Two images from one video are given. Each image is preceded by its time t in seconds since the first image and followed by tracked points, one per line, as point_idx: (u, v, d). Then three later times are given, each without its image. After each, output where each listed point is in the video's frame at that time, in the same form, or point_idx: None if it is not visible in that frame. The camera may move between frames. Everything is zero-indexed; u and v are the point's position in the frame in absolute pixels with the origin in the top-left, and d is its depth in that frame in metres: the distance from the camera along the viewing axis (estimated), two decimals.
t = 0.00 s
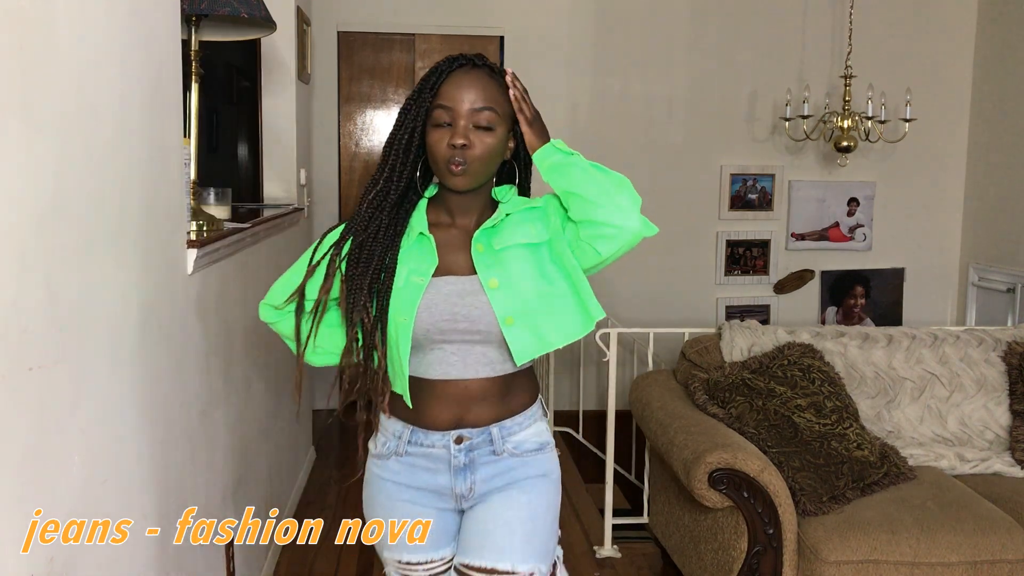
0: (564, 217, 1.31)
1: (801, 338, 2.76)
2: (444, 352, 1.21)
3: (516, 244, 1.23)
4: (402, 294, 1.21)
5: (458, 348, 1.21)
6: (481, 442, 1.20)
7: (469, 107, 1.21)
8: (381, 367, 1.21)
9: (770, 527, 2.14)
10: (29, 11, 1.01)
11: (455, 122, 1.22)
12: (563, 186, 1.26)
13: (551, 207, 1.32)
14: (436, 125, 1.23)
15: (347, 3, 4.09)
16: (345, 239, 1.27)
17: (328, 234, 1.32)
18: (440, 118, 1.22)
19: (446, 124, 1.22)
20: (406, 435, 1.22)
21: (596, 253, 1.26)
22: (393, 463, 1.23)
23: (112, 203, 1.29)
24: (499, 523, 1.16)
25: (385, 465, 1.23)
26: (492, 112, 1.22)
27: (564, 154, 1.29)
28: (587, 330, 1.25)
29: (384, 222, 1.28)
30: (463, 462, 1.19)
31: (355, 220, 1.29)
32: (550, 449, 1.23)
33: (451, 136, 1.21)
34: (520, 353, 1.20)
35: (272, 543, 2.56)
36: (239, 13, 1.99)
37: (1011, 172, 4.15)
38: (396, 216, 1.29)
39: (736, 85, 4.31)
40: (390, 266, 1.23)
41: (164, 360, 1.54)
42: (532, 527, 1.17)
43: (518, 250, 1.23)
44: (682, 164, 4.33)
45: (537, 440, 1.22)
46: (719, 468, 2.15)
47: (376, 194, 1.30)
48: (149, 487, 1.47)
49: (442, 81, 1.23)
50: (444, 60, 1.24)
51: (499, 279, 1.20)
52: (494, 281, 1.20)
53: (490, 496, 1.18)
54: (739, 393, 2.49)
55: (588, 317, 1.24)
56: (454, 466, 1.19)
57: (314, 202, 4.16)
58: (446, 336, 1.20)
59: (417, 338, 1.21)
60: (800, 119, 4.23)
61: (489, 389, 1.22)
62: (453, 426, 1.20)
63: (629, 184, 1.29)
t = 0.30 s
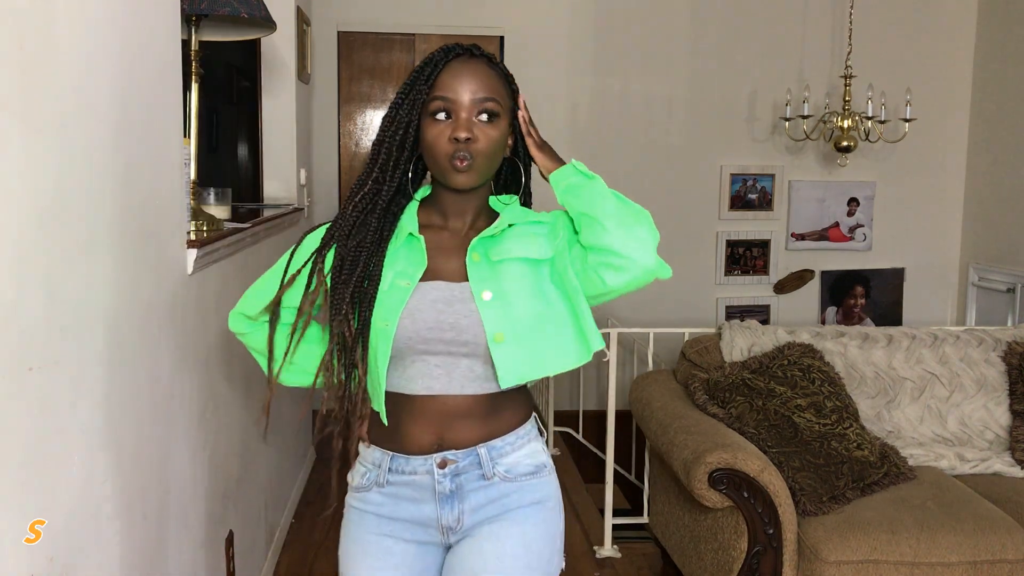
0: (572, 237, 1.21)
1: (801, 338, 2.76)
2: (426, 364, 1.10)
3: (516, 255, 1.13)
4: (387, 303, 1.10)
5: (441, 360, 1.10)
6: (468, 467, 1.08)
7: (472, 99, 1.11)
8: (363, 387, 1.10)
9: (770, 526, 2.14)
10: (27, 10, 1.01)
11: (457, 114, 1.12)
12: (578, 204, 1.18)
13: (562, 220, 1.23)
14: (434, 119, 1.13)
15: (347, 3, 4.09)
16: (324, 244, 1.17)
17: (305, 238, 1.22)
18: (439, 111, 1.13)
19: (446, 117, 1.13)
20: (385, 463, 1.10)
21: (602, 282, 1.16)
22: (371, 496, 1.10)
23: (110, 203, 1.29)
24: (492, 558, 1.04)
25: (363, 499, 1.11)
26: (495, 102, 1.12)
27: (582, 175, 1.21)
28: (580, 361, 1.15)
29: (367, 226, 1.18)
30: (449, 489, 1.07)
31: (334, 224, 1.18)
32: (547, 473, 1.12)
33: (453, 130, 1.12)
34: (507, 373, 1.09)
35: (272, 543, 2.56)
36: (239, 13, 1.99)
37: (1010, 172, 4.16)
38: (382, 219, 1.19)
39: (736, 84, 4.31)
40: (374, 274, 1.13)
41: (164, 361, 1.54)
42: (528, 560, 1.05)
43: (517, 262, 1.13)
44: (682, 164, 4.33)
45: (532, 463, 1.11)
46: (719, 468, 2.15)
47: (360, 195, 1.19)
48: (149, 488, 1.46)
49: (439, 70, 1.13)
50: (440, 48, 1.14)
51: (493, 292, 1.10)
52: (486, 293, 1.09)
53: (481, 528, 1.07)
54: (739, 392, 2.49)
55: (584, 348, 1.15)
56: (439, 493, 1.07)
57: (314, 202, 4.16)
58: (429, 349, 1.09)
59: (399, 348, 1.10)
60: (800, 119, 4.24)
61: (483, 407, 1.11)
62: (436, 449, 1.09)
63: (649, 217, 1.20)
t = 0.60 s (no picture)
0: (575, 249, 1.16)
1: (801, 338, 2.77)
2: (432, 373, 1.06)
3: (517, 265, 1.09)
4: (389, 309, 1.06)
5: (451, 369, 1.06)
6: (477, 473, 1.07)
7: (467, 84, 1.05)
8: (362, 398, 1.05)
9: (770, 527, 2.14)
10: (27, 10, 1.01)
11: (451, 101, 1.06)
12: (582, 225, 1.10)
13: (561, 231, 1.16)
14: (427, 107, 1.07)
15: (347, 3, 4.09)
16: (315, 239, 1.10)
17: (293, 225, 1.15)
18: (432, 98, 1.06)
19: (440, 104, 1.06)
20: (389, 468, 1.07)
21: (603, 313, 1.11)
22: (372, 502, 1.06)
23: (114, 202, 1.29)
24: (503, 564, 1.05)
25: (362, 504, 1.07)
26: (491, 86, 1.06)
27: (589, 189, 1.13)
28: (578, 387, 1.12)
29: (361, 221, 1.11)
30: (460, 494, 1.06)
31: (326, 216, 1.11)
32: (544, 478, 1.13)
33: (449, 118, 1.05)
34: (502, 392, 1.06)
35: (271, 544, 2.56)
36: (239, 13, 1.99)
37: (1010, 172, 4.15)
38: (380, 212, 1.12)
39: (736, 84, 4.31)
40: (374, 276, 1.08)
41: (163, 361, 1.54)
42: (535, 566, 1.08)
43: (516, 275, 1.09)
44: (682, 164, 4.33)
45: (534, 468, 1.12)
46: (719, 467, 2.15)
47: (352, 186, 1.12)
48: (149, 489, 1.47)
49: (431, 54, 1.07)
50: (429, 29, 1.08)
51: (494, 302, 1.06)
52: (488, 305, 1.05)
53: (489, 534, 1.07)
54: (739, 392, 2.49)
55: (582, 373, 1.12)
56: (450, 499, 1.06)
57: (314, 202, 4.17)
58: (434, 355, 1.05)
59: (403, 354, 1.06)
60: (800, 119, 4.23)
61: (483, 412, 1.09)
62: (446, 454, 1.07)
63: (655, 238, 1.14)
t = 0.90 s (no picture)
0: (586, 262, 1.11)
1: (801, 338, 2.77)
2: (476, 382, 1.02)
3: (538, 272, 1.05)
4: (436, 321, 0.97)
5: (495, 377, 1.03)
6: (508, 477, 1.04)
7: (463, 72, 0.98)
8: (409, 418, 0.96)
9: (770, 526, 2.14)
10: (26, 10, 1.01)
11: (450, 92, 0.99)
12: (601, 249, 1.05)
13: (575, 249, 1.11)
14: (424, 100, 1.00)
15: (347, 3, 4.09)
16: (337, 244, 0.95)
17: (292, 223, 0.98)
18: (429, 90, 0.99)
19: (439, 97, 0.99)
20: (426, 484, 1.00)
21: (615, 338, 1.08)
22: (410, 519, 1.00)
23: (113, 202, 1.29)
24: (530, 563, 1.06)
25: (399, 523, 1.00)
26: (490, 72, 1.00)
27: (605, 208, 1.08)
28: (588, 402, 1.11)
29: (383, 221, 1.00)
30: (495, 502, 1.03)
31: (342, 217, 0.97)
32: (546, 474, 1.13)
33: (449, 109, 0.98)
34: (536, 400, 1.03)
35: (271, 544, 2.56)
36: (239, 12, 1.99)
37: (1010, 172, 4.15)
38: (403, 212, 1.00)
39: (736, 84, 4.31)
40: (411, 286, 0.97)
41: (163, 360, 1.54)
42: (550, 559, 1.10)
43: (538, 280, 1.05)
44: (682, 164, 4.33)
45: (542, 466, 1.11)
46: (719, 467, 2.15)
47: (365, 187, 0.98)
48: (149, 487, 1.47)
49: (422, 44, 1.00)
50: (417, 20, 1.00)
51: (527, 307, 1.01)
52: (520, 309, 1.01)
53: (515, 537, 1.06)
54: (739, 392, 2.49)
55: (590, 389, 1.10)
56: (486, 509, 1.02)
57: (314, 202, 4.17)
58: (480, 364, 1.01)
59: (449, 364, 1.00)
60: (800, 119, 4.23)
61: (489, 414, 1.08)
62: (483, 462, 1.03)
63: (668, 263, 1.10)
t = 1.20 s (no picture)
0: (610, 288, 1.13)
1: (802, 338, 2.77)
2: (538, 387, 0.98)
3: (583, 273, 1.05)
4: (500, 328, 0.92)
5: (552, 379, 1.00)
6: (563, 491, 1.03)
7: (483, 61, 0.94)
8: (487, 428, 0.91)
9: (770, 527, 2.14)
10: (26, 11, 1.01)
11: (470, 81, 0.94)
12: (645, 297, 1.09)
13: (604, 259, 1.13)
14: (444, 92, 0.94)
15: (347, 3, 4.09)
16: (387, 248, 0.87)
17: (320, 242, 0.86)
18: (449, 81, 0.94)
19: (460, 87, 0.94)
20: (494, 508, 0.97)
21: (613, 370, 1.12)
22: (477, 547, 0.97)
23: (113, 202, 1.30)
24: None
25: (467, 551, 0.96)
26: (508, 60, 0.96)
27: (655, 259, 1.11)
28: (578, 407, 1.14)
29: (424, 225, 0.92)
30: (554, 522, 1.02)
31: (385, 224, 0.89)
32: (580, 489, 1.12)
33: (472, 98, 0.93)
34: (602, 397, 1.07)
35: (271, 544, 2.56)
36: (239, 12, 1.99)
37: (1010, 171, 4.14)
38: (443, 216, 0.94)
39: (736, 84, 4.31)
40: (471, 292, 0.91)
41: (163, 360, 1.54)
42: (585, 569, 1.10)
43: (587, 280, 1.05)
44: (682, 164, 4.33)
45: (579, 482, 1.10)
46: (719, 468, 2.15)
47: (399, 188, 0.92)
48: (149, 487, 1.47)
49: (435, 36, 0.95)
50: (426, 14, 0.96)
51: (586, 306, 1.01)
52: (581, 307, 1.00)
53: (566, 554, 1.05)
54: (739, 393, 2.49)
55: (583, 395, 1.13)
56: (546, 529, 1.01)
57: (314, 202, 4.17)
58: (539, 367, 0.97)
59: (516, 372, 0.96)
60: (800, 119, 4.23)
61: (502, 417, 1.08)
62: (545, 482, 1.00)
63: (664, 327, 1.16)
